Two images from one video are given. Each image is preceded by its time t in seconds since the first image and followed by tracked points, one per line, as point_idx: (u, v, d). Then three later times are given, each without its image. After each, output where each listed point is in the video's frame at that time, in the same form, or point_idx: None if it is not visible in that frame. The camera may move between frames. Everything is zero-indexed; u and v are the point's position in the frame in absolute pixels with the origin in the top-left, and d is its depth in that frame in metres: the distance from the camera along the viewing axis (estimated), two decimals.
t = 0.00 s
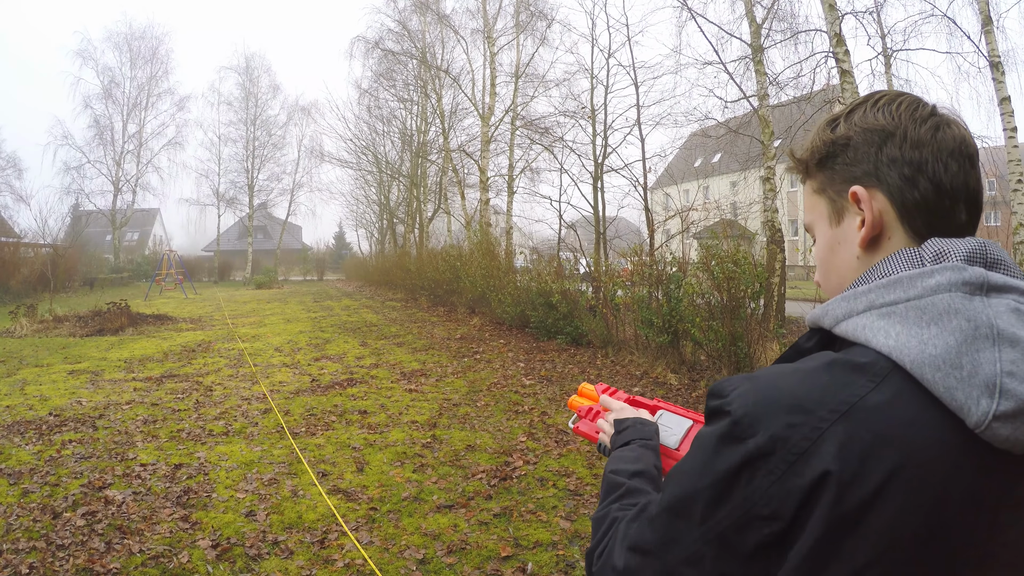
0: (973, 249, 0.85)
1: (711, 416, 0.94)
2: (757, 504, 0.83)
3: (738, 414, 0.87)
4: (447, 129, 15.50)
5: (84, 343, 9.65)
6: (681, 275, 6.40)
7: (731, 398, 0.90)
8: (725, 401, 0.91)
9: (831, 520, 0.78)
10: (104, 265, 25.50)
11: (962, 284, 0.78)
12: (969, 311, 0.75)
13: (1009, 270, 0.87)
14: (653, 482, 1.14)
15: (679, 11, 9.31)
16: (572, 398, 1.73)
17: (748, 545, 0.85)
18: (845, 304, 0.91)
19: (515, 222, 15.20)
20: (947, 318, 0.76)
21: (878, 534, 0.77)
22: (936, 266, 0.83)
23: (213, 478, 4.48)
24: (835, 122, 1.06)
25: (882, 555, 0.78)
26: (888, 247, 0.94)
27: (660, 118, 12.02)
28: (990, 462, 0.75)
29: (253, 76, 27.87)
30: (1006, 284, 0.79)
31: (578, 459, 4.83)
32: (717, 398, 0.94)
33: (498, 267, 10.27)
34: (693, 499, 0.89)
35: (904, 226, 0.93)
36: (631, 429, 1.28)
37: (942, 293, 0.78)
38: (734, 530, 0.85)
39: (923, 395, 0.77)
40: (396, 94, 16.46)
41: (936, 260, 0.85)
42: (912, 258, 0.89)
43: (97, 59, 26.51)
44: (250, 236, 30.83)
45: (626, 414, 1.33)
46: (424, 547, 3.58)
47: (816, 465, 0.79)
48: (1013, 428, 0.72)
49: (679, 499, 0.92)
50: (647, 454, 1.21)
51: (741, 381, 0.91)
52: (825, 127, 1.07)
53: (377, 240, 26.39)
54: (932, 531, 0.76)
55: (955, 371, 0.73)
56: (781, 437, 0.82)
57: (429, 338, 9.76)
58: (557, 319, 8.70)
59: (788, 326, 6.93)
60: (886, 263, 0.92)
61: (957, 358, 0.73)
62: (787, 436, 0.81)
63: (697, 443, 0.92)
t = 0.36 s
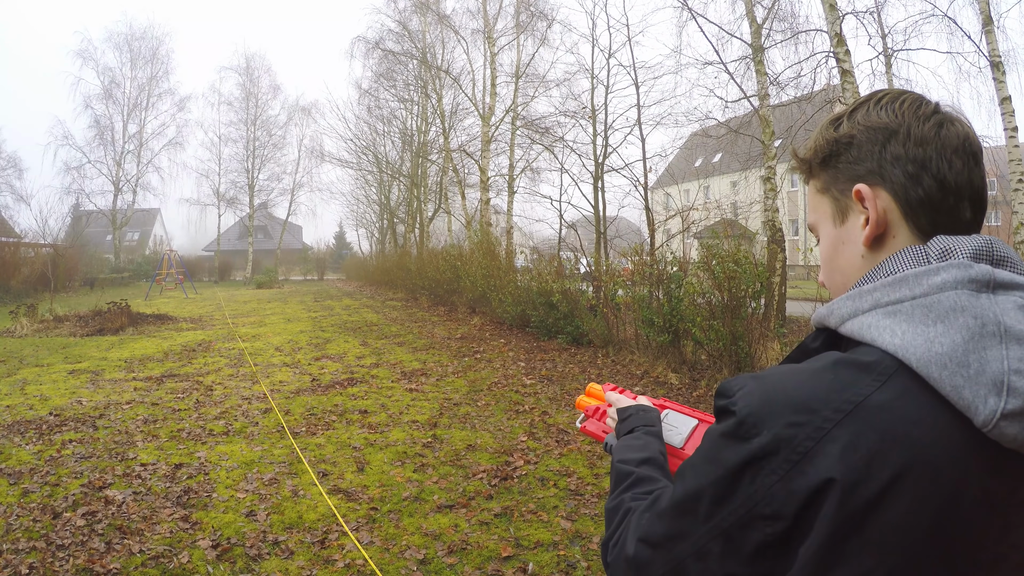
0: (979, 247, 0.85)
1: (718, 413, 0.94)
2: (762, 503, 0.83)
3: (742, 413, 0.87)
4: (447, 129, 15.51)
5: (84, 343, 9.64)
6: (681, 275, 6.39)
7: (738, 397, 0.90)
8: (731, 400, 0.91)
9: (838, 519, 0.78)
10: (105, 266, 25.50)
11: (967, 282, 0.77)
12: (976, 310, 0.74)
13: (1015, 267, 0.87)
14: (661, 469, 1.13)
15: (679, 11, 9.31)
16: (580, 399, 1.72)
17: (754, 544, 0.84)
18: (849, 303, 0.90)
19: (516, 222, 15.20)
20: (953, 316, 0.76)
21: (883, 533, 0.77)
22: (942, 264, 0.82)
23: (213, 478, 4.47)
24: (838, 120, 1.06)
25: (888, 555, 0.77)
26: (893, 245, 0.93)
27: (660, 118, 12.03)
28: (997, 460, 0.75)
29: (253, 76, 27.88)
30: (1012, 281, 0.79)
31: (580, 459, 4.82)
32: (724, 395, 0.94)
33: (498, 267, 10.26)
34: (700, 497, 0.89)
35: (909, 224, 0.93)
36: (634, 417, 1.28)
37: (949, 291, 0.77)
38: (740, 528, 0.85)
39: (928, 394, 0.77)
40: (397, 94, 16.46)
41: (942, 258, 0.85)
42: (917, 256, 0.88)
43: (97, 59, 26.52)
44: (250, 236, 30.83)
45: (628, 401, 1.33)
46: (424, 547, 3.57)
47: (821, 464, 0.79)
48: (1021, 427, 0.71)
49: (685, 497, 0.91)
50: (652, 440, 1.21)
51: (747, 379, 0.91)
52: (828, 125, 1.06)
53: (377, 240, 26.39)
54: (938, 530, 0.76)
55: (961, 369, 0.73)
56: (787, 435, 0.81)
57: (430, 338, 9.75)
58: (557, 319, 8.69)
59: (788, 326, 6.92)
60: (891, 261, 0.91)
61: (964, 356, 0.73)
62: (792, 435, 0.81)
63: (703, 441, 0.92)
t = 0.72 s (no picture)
0: (983, 247, 0.85)
1: (722, 413, 0.94)
2: (765, 505, 0.83)
3: (746, 414, 0.87)
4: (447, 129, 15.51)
5: (84, 343, 9.63)
6: (682, 275, 6.39)
7: (742, 398, 0.89)
8: (735, 401, 0.90)
9: (842, 521, 0.78)
10: (105, 266, 25.48)
11: (973, 281, 0.77)
12: (980, 310, 0.74)
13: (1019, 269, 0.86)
14: (666, 468, 1.13)
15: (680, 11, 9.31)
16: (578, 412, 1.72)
17: (757, 546, 0.84)
18: (854, 303, 0.90)
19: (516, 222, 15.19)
20: (958, 316, 0.75)
21: (888, 535, 0.77)
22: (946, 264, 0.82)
23: (214, 478, 4.47)
24: (844, 118, 1.05)
25: (893, 557, 0.77)
26: (896, 245, 0.93)
27: (660, 118, 12.02)
28: (1003, 461, 0.75)
29: (253, 76, 27.89)
30: (1019, 281, 0.78)
31: (580, 459, 4.82)
32: (728, 395, 0.94)
33: (498, 267, 10.26)
34: (704, 497, 0.89)
35: (912, 225, 0.92)
36: (634, 417, 1.29)
37: (954, 291, 0.77)
38: (745, 528, 0.84)
39: (933, 395, 0.76)
40: (397, 94, 16.46)
41: (947, 258, 0.85)
42: (921, 256, 0.88)
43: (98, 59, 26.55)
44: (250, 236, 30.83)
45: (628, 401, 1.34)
46: (425, 548, 3.56)
47: (825, 466, 0.79)
48: None
49: (689, 498, 0.91)
50: (654, 438, 1.21)
51: (750, 380, 0.91)
52: (833, 123, 1.06)
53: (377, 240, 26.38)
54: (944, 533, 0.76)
55: (967, 370, 0.72)
56: (792, 436, 0.81)
57: (430, 338, 9.75)
58: (558, 319, 8.68)
59: (789, 326, 6.91)
60: (895, 261, 0.91)
61: (970, 358, 0.73)
62: (796, 436, 0.81)
63: (707, 441, 0.92)
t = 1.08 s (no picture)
0: (990, 244, 0.85)
1: (726, 416, 0.93)
2: (771, 507, 0.82)
3: (752, 415, 0.86)
4: (447, 129, 15.51)
5: (84, 343, 9.63)
6: (682, 275, 6.39)
7: (747, 399, 0.89)
8: (740, 403, 0.90)
9: (850, 523, 0.77)
10: (105, 266, 25.47)
11: (980, 279, 0.77)
12: (989, 307, 0.74)
13: None
14: (673, 480, 1.11)
15: (680, 11, 9.31)
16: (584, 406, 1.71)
17: (763, 548, 0.84)
18: (860, 302, 0.89)
19: (516, 222, 15.18)
20: (966, 315, 0.75)
21: (896, 536, 0.76)
22: (952, 261, 0.81)
23: (214, 478, 4.47)
24: (850, 114, 1.04)
25: (900, 558, 0.77)
26: (902, 241, 0.93)
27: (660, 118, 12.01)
28: (1008, 460, 0.75)
29: (253, 77, 27.90)
30: None
31: (581, 459, 4.82)
32: (732, 397, 0.93)
33: (498, 267, 10.26)
34: (708, 499, 0.88)
35: (918, 222, 0.92)
36: (646, 427, 1.25)
37: (961, 289, 0.77)
38: (751, 531, 0.84)
39: (941, 393, 0.76)
40: (397, 94, 16.47)
41: (954, 255, 0.84)
42: (927, 254, 0.87)
43: (98, 60, 26.60)
44: (250, 237, 30.82)
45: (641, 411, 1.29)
46: (425, 548, 3.56)
47: (833, 467, 0.78)
48: None
49: (694, 500, 0.90)
50: (664, 450, 1.18)
51: (755, 381, 0.90)
52: (839, 119, 1.05)
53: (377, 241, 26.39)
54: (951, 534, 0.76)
55: (975, 368, 0.72)
56: (799, 437, 0.81)
57: (430, 338, 9.74)
58: (558, 319, 8.68)
59: (789, 326, 6.91)
60: (901, 259, 0.91)
61: (978, 355, 0.72)
62: (804, 437, 0.80)
63: (711, 443, 0.91)
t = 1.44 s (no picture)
0: (984, 246, 0.85)
1: (723, 408, 0.93)
2: (766, 503, 0.82)
3: (747, 410, 0.86)
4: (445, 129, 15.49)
5: (81, 343, 9.62)
6: (679, 275, 6.40)
7: (743, 394, 0.89)
8: (737, 397, 0.90)
9: (844, 519, 0.78)
10: (102, 266, 25.43)
11: (975, 281, 0.77)
12: (983, 309, 0.74)
13: (1021, 266, 0.86)
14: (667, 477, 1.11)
15: (678, 11, 9.31)
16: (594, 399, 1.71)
17: (756, 543, 0.84)
18: (855, 303, 0.90)
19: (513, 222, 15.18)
20: (961, 316, 0.75)
21: (888, 533, 0.77)
22: (947, 262, 0.82)
23: (210, 478, 4.46)
24: (842, 119, 1.05)
25: (893, 555, 0.77)
26: (897, 244, 0.93)
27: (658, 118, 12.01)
28: (1003, 460, 0.75)
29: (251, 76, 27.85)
30: (1020, 281, 0.78)
31: (578, 459, 4.82)
32: (730, 389, 0.93)
33: (496, 266, 10.26)
34: (701, 490, 0.89)
35: (912, 224, 0.93)
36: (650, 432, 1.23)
37: (956, 291, 0.77)
38: (743, 523, 0.84)
39: (935, 393, 0.76)
40: (394, 94, 16.45)
41: (949, 257, 0.85)
42: (922, 256, 0.88)
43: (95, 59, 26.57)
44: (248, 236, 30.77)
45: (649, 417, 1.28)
46: (422, 548, 3.56)
47: (827, 464, 0.78)
48: None
49: (688, 493, 0.90)
50: (661, 452, 1.17)
51: (752, 376, 0.90)
52: (832, 124, 1.06)
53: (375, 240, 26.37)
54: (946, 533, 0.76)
55: (970, 369, 0.72)
56: (795, 432, 0.81)
57: (427, 338, 9.74)
58: (555, 319, 8.68)
59: (785, 326, 6.93)
60: (897, 262, 0.91)
61: (973, 356, 0.72)
62: (799, 434, 0.80)
63: (707, 435, 0.91)
